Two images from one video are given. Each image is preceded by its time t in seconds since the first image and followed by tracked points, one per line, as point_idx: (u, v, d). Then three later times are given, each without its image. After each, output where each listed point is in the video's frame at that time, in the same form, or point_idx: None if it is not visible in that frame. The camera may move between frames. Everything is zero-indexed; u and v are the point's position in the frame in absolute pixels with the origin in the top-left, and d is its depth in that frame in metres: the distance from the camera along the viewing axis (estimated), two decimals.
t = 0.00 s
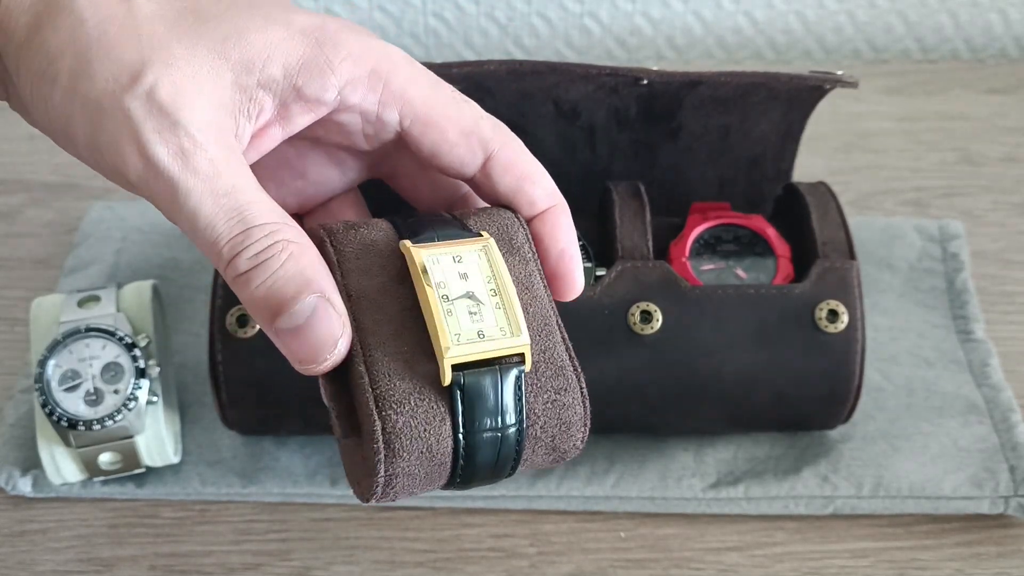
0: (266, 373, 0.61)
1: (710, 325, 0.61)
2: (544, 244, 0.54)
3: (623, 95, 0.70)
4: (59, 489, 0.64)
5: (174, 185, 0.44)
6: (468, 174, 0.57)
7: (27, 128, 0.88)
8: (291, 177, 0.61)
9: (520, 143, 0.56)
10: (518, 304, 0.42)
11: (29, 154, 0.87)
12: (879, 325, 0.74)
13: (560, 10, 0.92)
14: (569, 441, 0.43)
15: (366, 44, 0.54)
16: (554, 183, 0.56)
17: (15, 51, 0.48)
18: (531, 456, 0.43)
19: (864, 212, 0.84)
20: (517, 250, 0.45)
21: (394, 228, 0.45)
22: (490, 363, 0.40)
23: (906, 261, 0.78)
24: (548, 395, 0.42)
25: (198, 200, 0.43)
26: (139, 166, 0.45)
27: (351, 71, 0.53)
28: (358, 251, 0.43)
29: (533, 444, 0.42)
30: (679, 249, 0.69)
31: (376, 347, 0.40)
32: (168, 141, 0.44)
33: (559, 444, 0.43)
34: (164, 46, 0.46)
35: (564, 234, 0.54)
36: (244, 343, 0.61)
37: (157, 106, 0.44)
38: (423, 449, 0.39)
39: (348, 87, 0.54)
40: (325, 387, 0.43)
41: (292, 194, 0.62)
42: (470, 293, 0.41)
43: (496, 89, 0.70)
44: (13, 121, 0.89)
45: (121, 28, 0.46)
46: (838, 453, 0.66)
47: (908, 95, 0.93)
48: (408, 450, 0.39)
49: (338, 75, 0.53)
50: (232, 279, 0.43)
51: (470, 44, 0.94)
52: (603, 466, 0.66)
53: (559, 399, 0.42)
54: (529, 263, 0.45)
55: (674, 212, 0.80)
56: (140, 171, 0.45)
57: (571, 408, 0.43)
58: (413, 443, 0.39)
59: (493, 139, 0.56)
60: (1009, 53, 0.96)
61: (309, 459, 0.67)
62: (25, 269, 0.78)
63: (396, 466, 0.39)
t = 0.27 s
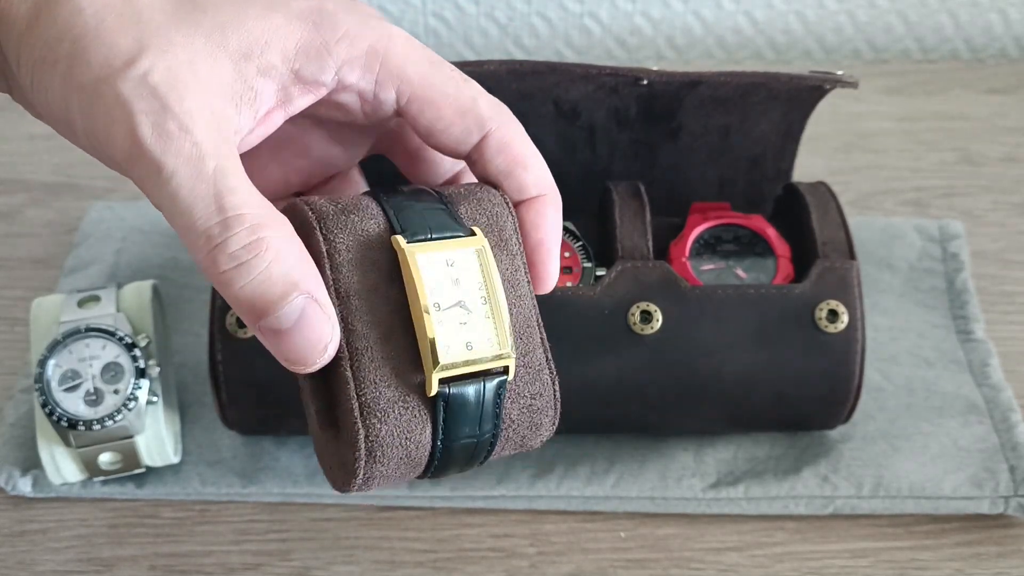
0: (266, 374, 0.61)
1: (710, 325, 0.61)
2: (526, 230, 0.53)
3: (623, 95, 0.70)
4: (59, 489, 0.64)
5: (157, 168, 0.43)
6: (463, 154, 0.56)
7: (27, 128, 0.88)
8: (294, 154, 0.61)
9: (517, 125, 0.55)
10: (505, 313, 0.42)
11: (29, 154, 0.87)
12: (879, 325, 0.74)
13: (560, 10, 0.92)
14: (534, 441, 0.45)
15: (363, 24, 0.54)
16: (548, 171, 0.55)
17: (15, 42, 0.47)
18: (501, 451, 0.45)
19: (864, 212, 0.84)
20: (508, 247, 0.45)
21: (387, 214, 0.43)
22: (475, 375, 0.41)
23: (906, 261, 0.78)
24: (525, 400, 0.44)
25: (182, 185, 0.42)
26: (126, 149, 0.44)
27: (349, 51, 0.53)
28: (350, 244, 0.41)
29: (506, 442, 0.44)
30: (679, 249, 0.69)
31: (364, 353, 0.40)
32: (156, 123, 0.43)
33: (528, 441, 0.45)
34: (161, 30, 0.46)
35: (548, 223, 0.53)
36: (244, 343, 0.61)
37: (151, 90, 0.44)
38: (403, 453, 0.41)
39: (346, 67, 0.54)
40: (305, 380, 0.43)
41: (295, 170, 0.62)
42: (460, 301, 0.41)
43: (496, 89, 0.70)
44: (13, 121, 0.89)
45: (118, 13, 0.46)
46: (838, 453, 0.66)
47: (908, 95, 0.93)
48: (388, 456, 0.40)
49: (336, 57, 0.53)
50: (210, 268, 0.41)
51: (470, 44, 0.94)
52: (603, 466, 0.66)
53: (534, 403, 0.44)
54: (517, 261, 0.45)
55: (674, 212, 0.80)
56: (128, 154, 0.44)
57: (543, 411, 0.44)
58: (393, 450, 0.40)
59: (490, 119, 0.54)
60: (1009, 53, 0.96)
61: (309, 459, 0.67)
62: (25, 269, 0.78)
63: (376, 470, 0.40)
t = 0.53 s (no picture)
0: (266, 374, 0.61)
1: (710, 325, 0.61)
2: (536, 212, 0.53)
3: (623, 95, 0.70)
4: (60, 489, 0.64)
5: (166, 178, 0.43)
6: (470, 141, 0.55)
7: (27, 128, 0.88)
8: (303, 148, 0.62)
9: (525, 107, 0.54)
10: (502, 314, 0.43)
11: (29, 154, 0.87)
12: (879, 325, 0.74)
13: (560, 10, 0.92)
14: (546, 428, 0.46)
15: (363, 16, 0.53)
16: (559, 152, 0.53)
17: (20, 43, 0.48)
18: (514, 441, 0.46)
19: (864, 212, 0.84)
20: (510, 242, 0.45)
21: (384, 216, 0.43)
22: (474, 378, 0.42)
23: (906, 261, 0.78)
24: (530, 394, 0.44)
25: (190, 197, 0.43)
26: (136, 157, 0.44)
27: (349, 44, 0.52)
28: (347, 252, 0.42)
29: (516, 432, 0.45)
30: (679, 249, 0.69)
31: (363, 360, 0.42)
32: (165, 133, 0.43)
33: (540, 430, 0.46)
34: (167, 37, 0.46)
35: (558, 205, 0.53)
36: (244, 343, 0.61)
37: (159, 99, 0.44)
38: (406, 453, 0.42)
39: (347, 61, 0.53)
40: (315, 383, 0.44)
41: (307, 163, 0.63)
42: (456, 307, 0.42)
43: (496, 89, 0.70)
44: (13, 121, 0.89)
45: (123, 20, 0.46)
46: (838, 453, 0.66)
47: (908, 95, 0.93)
48: (393, 457, 0.42)
49: (337, 51, 0.52)
50: (217, 277, 0.42)
51: (470, 43, 0.94)
52: (603, 466, 0.66)
53: (540, 396, 0.44)
54: (520, 256, 0.45)
55: (674, 212, 0.80)
56: (138, 164, 0.44)
57: (551, 403, 0.45)
58: (397, 451, 0.42)
59: (495, 104, 0.53)
60: (1009, 53, 0.96)
61: (309, 459, 0.67)
62: (25, 269, 0.78)
63: (382, 469, 0.42)
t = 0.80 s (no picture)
0: (266, 374, 0.61)
1: (710, 325, 0.61)
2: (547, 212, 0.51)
3: (623, 95, 0.71)
4: (60, 489, 0.64)
5: (178, 181, 0.44)
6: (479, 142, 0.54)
7: (27, 128, 0.88)
8: (312, 149, 0.62)
9: (535, 106, 0.53)
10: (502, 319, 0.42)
11: (29, 154, 0.87)
12: (879, 325, 0.74)
13: (560, 10, 0.92)
14: (559, 431, 0.45)
15: (369, 18, 0.52)
16: (571, 148, 0.52)
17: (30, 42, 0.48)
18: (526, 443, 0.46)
19: (864, 212, 0.84)
20: (514, 246, 0.44)
21: (386, 223, 0.43)
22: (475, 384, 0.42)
23: (906, 261, 0.78)
24: (536, 398, 0.44)
25: (201, 200, 0.43)
26: (149, 161, 0.45)
27: (354, 47, 0.52)
28: (346, 260, 0.42)
29: (525, 435, 0.45)
30: (679, 249, 0.69)
31: (364, 367, 0.42)
32: (178, 137, 0.44)
33: (551, 432, 0.45)
34: (179, 41, 0.47)
35: (570, 204, 0.51)
36: (244, 343, 0.61)
37: (172, 103, 0.45)
38: (410, 459, 0.43)
39: (353, 65, 0.53)
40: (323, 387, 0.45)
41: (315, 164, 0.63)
42: (454, 313, 0.42)
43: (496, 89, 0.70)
44: (13, 121, 0.89)
45: (136, 23, 0.46)
46: (838, 453, 0.66)
47: (908, 94, 0.93)
48: (397, 463, 0.42)
49: (342, 54, 0.52)
50: (227, 279, 0.44)
51: (470, 43, 0.94)
52: (603, 466, 0.66)
53: (547, 400, 0.44)
54: (527, 259, 0.44)
55: (674, 212, 0.80)
56: (151, 166, 0.45)
57: (560, 406, 0.45)
58: (401, 457, 0.42)
59: (502, 103, 0.52)
60: (1009, 53, 0.96)
61: (309, 459, 0.67)
62: (25, 269, 0.78)
63: (388, 475, 0.43)
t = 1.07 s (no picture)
0: (266, 374, 0.61)
1: (710, 325, 0.61)
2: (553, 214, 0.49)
3: (623, 95, 0.71)
4: (60, 489, 0.64)
5: (184, 172, 0.44)
6: (486, 140, 0.54)
7: (27, 128, 0.88)
8: (316, 143, 0.62)
9: (542, 106, 0.52)
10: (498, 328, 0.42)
11: (30, 154, 0.87)
12: (879, 325, 0.74)
13: (560, 10, 0.92)
14: (560, 443, 0.45)
15: (378, 10, 0.53)
16: (580, 150, 0.51)
17: (40, 25, 0.48)
18: (527, 454, 0.45)
19: (864, 212, 0.84)
20: (516, 251, 0.43)
21: (386, 224, 0.43)
22: (468, 391, 0.41)
23: (906, 261, 0.78)
24: (535, 408, 0.43)
25: (206, 192, 0.44)
26: (155, 150, 0.45)
27: (363, 40, 0.53)
28: (344, 260, 0.42)
29: (525, 446, 0.44)
30: (678, 249, 0.69)
31: (358, 372, 0.42)
32: (186, 128, 0.45)
33: (552, 444, 0.45)
34: (190, 30, 0.47)
35: (578, 208, 0.49)
36: (244, 343, 0.61)
37: (182, 94, 0.45)
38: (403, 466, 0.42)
39: (361, 59, 0.54)
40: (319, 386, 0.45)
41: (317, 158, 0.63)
42: (449, 319, 0.41)
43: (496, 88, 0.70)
44: (13, 121, 0.89)
45: (148, 10, 0.46)
46: (838, 453, 0.66)
47: (908, 94, 0.93)
48: (389, 469, 0.42)
49: (352, 47, 0.53)
50: (227, 271, 0.44)
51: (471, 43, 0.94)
52: (603, 466, 0.66)
53: (547, 410, 0.43)
54: (529, 264, 0.43)
55: (674, 212, 0.79)
56: (157, 155, 0.45)
57: (561, 417, 0.44)
58: (393, 463, 0.42)
59: (507, 103, 0.52)
60: (1009, 53, 0.96)
61: (309, 459, 0.67)
62: (25, 269, 0.78)
63: (379, 481, 0.43)
